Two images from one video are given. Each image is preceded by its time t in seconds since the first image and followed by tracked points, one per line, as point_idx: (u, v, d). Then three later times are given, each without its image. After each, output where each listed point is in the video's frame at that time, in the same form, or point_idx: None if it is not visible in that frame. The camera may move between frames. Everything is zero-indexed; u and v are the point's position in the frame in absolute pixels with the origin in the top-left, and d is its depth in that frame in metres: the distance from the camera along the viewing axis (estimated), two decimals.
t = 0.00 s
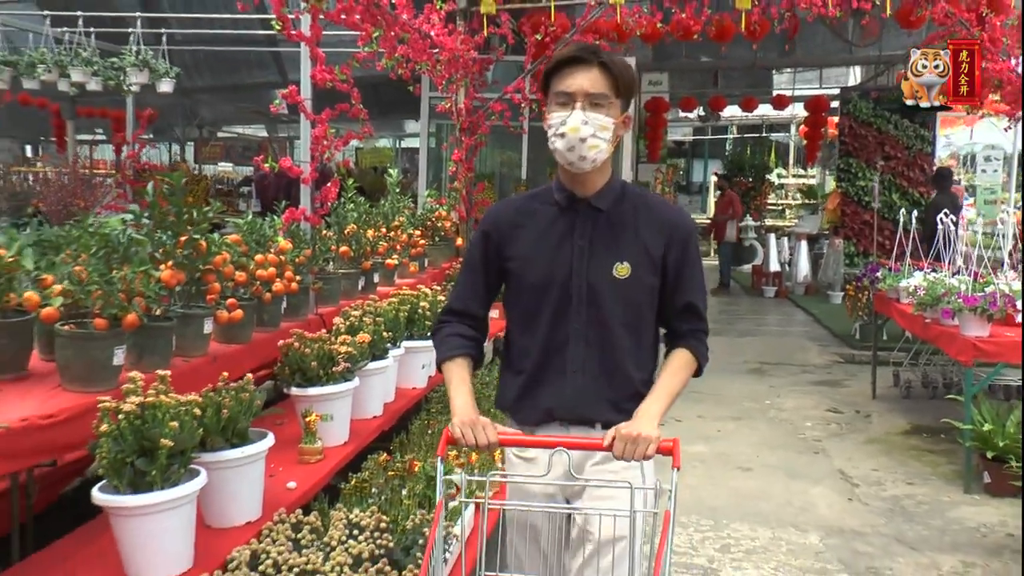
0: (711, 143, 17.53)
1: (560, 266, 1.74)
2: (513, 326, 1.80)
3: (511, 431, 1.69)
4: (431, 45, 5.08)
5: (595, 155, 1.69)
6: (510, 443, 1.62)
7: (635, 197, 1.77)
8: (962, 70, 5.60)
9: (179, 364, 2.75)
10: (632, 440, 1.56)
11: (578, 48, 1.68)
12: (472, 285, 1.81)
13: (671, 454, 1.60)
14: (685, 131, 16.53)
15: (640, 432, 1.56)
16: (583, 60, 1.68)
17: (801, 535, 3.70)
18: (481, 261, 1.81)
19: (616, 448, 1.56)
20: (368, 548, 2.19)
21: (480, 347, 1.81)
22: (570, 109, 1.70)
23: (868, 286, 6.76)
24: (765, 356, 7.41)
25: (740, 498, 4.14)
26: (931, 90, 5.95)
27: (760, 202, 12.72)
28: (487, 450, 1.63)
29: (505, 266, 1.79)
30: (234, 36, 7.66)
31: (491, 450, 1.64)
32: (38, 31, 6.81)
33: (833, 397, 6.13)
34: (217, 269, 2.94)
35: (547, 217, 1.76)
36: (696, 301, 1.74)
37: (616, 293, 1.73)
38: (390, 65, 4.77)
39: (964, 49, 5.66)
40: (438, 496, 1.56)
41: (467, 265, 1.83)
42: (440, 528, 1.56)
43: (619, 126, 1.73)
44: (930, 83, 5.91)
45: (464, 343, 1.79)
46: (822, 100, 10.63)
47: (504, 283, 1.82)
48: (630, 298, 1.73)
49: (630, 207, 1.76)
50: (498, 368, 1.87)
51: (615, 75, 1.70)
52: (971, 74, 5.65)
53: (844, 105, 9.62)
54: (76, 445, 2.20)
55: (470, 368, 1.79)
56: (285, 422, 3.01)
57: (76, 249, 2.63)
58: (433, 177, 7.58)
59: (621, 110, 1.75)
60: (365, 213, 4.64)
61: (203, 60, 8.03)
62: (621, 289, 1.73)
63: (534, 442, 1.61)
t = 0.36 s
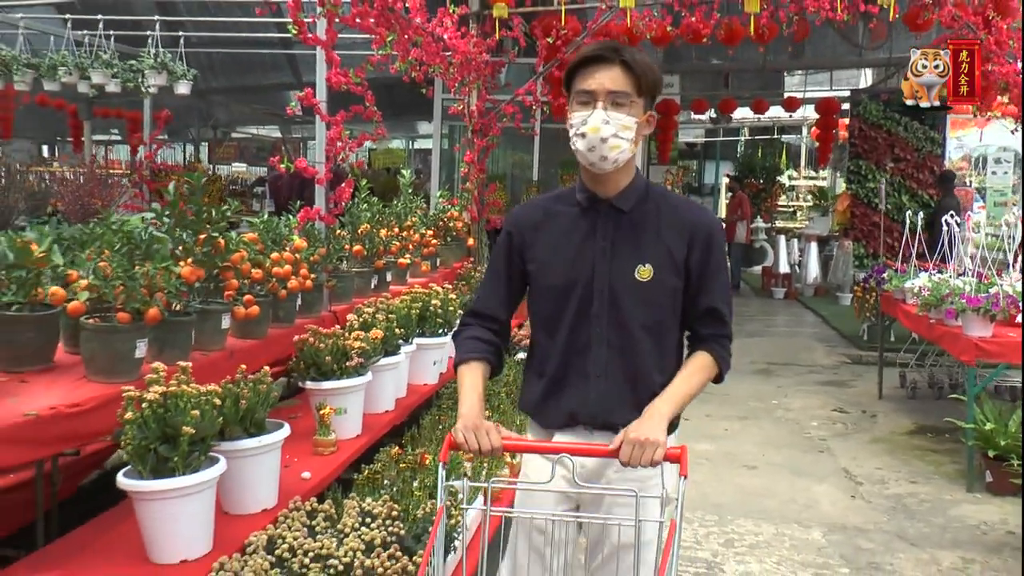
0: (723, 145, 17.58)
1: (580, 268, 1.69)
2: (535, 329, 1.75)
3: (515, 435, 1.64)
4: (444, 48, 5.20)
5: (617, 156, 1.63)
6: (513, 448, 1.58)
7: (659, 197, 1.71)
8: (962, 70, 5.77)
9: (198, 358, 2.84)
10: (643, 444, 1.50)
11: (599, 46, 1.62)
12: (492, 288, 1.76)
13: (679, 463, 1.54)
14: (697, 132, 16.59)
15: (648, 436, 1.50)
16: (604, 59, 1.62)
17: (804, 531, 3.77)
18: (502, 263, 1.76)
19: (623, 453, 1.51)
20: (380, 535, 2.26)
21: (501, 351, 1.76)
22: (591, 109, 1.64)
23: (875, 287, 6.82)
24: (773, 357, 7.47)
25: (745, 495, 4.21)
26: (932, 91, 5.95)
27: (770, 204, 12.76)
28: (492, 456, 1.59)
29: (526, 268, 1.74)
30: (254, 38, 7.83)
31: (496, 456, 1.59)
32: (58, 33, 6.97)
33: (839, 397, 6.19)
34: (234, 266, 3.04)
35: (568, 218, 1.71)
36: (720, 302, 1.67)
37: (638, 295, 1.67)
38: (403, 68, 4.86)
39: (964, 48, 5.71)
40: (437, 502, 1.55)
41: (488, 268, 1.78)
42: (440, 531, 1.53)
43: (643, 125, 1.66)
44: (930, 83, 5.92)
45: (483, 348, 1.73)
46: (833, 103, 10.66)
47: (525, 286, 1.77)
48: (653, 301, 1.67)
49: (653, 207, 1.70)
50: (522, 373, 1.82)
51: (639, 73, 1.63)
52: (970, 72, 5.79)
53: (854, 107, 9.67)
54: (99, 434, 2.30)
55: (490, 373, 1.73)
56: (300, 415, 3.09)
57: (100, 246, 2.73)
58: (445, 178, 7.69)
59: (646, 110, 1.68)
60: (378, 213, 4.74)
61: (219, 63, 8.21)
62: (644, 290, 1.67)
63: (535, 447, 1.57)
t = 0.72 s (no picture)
0: (727, 149, 17.61)
1: (593, 276, 1.69)
2: (544, 340, 1.73)
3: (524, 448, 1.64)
4: (451, 55, 5.28)
5: (628, 173, 1.61)
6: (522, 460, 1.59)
7: (670, 206, 1.71)
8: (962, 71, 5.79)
9: (213, 358, 2.91)
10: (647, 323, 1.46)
11: (604, 62, 1.61)
12: (500, 298, 1.75)
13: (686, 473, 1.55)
14: (701, 137, 16.63)
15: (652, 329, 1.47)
16: (611, 75, 1.60)
17: (805, 530, 3.83)
18: (510, 274, 1.75)
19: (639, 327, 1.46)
20: (391, 531, 2.32)
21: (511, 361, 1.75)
22: (601, 128, 1.62)
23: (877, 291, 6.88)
24: (776, 360, 7.53)
25: (747, 495, 4.27)
26: (931, 90, 6.28)
27: (774, 208, 12.82)
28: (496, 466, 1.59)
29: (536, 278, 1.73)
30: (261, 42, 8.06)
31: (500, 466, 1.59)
32: (69, 39, 7.08)
33: (842, 399, 6.25)
34: (247, 269, 3.10)
35: (579, 227, 1.71)
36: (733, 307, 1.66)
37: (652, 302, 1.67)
38: (411, 74, 4.93)
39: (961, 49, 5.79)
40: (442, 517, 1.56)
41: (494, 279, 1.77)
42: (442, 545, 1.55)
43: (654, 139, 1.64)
44: (930, 83, 6.24)
45: (482, 356, 1.71)
46: (835, 108, 10.72)
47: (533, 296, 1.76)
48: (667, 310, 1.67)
49: (664, 215, 1.70)
50: (530, 386, 1.79)
51: (645, 87, 1.61)
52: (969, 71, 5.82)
53: (856, 112, 9.73)
54: (119, 431, 2.37)
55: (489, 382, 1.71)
56: (310, 416, 3.16)
57: (117, 249, 2.80)
58: (451, 182, 7.78)
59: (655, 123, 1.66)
60: (386, 217, 4.81)
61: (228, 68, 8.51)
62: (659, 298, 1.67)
63: (547, 459, 1.59)
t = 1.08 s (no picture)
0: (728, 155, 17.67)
1: (587, 281, 1.58)
2: (528, 347, 1.61)
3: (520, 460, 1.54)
4: (457, 63, 5.38)
5: (627, 170, 1.55)
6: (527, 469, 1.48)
7: (663, 216, 1.64)
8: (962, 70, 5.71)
9: (231, 359, 2.99)
10: (647, 408, 1.43)
11: (606, 54, 1.55)
12: (486, 300, 1.65)
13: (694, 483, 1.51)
14: (702, 143, 16.72)
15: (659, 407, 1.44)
16: (611, 67, 1.55)
17: (808, 529, 3.90)
18: (497, 276, 1.64)
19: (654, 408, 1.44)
20: (406, 527, 2.40)
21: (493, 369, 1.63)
22: (599, 121, 1.57)
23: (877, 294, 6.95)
24: (778, 363, 7.60)
25: (751, 495, 4.34)
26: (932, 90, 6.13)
27: (775, 213, 12.91)
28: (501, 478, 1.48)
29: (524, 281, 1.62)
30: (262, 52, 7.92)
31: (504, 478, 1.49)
32: (80, 49, 7.19)
33: (843, 402, 6.33)
34: (263, 274, 3.18)
35: (573, 229, 1.60)
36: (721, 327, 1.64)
37: (645, 312, 1.58)
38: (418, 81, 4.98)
39: (964, 48, 5.67)
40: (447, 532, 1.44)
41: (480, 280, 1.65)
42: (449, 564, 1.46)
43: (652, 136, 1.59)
44: (931, 82, 6.10)
45: (475, 361, 1.63)
46: (837, 113, 10.81)
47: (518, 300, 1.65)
48: (659, 322, 1.59)
49: (659, 225, 1.62)
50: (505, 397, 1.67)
51: (646, 81, 1.56)
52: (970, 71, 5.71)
53: (858, 117, 9.80)
54: (141, 431, 2.44)
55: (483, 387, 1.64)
56: (324, 416, 3.24)
57: (137, 254, 2.87)
58: (455, 188, 7.87)
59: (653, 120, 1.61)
60: (394, 223, 4.90)
61: (231, 75, 8.53)
62: (650, 310, 1.59)
63: (551, 468, 1.49)
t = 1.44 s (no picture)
0: (726, 157, 17.74)
1: (557, 281, 1.56)
2: (499, 347, 1.59)
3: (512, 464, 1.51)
4: (459, 68, 5.46)
5: (604, 163, 1.53)
6: (521, 475, 1.46)
7: (640, 214, 1.60)
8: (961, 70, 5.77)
9: (247, 359, 3.08)
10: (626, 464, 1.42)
11: (590, 46, 1.54)
12: (462, 300, 1.63)
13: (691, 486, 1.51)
14: (700, 145, 16.79)
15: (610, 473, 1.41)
16: (596, 58, 1.53)
17: (806, 523, 3.98)
18: (473, 275, 1.62)
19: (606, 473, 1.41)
20: (419, 519, 2.48)
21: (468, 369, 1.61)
22: (580, 111, 1.55)
23: (874, 295, 7.05)
24: (776, 363, 7.68)
25: (750, 491, 4.43)
26: (932, 91, 6.36)
27: (773, 215, 12.99)
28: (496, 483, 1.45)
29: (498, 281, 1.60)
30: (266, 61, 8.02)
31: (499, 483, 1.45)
32: (84, 56, 7.28)
33: (841, 401, 6.41)
34: (275, 277, 3.27)
35: (545, 228, 1.58)
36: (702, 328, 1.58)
37: (616, 313, 1.55)
38: (422, 87, 5.04)
39: (964, 48, 5.70)
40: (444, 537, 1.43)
41: (457, 279, 1.64)
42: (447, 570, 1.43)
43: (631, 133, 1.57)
44: (931, 83, 6.31)
45: (458, 365, 1.60)
46: (833, 115, 10.90)
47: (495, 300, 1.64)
48: (630, 323, 1.55)
49: (634, 224, 1.59)
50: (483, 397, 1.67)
51: (630, 76, 1.55)
52: (970, 70, 5.76)
53: (854, 120, 9.90)
54: (161, 427, 2.52)
55: (469, 390, 1.62)
56: (336, 415, 3.33)
57: (153, 257, 2.96)
58: (456, 191, 7.95)
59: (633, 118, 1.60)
60: (399, 226, 4.98)
61: (232, 80, 8.59)
62: (622, 310, 1.55)
63: (545, 473, 1.46)
